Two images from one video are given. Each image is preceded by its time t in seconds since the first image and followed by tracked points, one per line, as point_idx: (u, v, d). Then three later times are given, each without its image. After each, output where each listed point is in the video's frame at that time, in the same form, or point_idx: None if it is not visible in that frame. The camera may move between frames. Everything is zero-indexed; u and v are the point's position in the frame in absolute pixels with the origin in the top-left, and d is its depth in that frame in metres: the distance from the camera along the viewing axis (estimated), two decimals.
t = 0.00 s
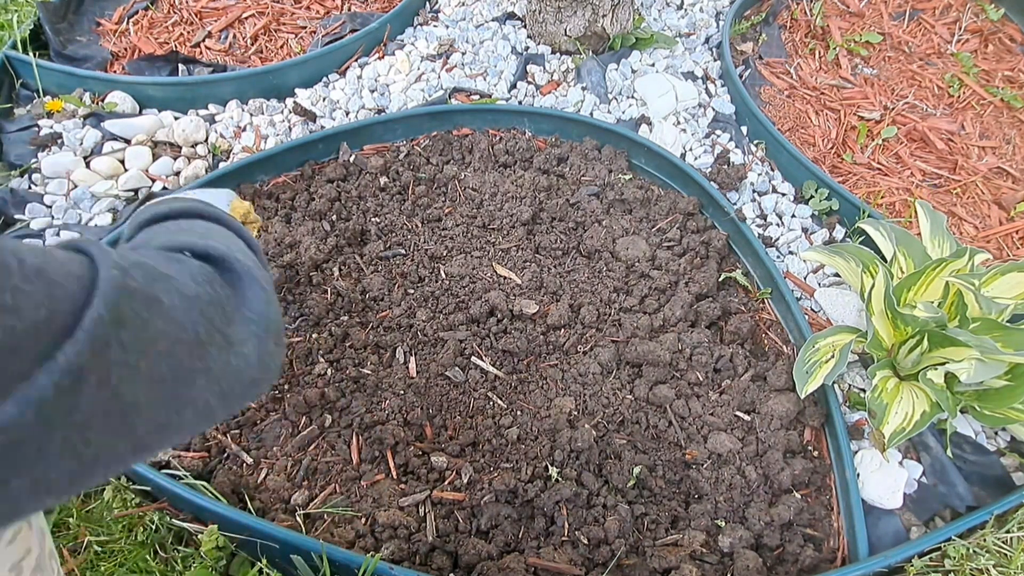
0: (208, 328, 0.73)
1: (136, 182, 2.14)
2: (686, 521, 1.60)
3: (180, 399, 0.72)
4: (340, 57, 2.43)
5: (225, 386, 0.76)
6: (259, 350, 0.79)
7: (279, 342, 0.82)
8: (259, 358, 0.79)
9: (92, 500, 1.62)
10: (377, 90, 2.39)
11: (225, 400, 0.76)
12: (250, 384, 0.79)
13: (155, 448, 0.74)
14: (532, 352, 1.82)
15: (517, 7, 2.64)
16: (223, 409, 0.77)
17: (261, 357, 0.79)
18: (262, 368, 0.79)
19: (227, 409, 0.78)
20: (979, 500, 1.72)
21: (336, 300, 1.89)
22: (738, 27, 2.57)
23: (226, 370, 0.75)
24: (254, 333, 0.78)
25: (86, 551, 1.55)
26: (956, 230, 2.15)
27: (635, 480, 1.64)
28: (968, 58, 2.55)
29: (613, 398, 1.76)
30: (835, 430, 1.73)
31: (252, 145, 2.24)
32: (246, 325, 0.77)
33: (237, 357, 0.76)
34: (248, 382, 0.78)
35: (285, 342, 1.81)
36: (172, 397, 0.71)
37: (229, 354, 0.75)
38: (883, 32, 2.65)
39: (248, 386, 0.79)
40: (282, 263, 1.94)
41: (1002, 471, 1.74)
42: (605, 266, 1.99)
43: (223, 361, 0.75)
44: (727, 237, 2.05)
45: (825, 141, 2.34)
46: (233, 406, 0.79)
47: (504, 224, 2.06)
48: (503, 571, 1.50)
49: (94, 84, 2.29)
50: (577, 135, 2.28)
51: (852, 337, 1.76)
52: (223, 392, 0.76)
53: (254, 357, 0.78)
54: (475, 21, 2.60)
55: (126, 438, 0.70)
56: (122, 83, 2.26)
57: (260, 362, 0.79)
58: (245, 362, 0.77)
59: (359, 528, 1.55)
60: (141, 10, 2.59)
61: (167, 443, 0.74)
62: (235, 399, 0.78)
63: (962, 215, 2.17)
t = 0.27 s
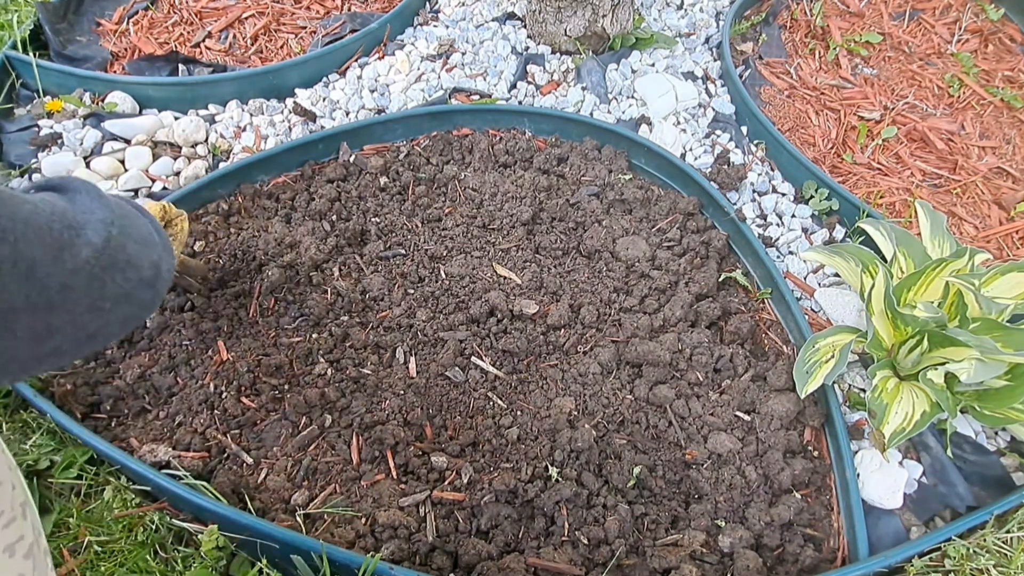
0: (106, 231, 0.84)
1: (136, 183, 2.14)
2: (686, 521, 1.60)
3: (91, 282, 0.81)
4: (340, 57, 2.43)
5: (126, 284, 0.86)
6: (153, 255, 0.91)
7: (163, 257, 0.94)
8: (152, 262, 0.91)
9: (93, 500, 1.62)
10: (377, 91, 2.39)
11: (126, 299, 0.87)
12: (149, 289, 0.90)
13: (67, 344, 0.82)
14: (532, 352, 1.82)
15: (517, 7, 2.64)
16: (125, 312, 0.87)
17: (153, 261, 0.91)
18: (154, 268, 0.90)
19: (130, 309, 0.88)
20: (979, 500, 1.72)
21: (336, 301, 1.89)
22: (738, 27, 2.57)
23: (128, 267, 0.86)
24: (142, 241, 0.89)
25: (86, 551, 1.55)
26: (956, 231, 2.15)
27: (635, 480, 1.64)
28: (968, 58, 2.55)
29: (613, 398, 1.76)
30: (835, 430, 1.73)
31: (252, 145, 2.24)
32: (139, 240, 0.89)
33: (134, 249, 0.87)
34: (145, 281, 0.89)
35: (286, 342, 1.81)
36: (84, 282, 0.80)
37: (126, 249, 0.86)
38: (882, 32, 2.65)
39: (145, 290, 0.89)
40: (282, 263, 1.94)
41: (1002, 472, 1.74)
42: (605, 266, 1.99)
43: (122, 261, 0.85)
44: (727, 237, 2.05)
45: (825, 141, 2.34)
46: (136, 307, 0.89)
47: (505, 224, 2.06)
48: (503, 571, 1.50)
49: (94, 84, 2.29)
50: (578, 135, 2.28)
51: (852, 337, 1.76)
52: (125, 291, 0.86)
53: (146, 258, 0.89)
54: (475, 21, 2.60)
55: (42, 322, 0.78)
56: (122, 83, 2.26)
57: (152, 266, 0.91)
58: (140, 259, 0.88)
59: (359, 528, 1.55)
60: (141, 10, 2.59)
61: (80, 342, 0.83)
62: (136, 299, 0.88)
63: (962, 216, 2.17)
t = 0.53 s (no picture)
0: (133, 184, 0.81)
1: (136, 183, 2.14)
2: (686, 521, 1.60)
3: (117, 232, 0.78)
4: (340, 57, 2.43)
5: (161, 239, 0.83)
6: (185, 214, 0.88)
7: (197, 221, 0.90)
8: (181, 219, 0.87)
9: (93, 500, 1.62)
10: (378, 91, 2.39)
11: (162, 256, 0.83)
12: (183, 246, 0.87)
13: (100, 298, 0.79)
14: (532, 352, 1.82)
15: (517, 7, 2.64)
16: (164, 270, 0.84)
17: (188, 221, 0.87)
18: (189, 227, 0.87)
19: (167, 268, 0.85)
20: (979, 500, 1.72)
21: (336, 301, 1.89)
22: (738, 27, 2.57)
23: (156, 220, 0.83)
24: (172, 202, 0.87)
25: (86, 551, 1.55)
26: (956, 231, 2.15)
27: (635, 480, 1.64)
28: (968, 58, 2.55)
29: (613, 398, 1.76)
30: (835, 430, 1.73)
31: (252, 145, 2.24)
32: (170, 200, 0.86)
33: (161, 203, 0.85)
34: (180, 239, 0.85)
35: (286, 342, 1.81)
36: (110, 230, 0.77)
37: (157, 204, 0.83)
38: (882, 32, 2.65)
39: (184, 250, 0.86)
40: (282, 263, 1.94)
41: (1002, 472, 1.74)
42: (605, 266, 1.99)
43: (154, 215, 0.82)
44: (727, 237, 2.05)
45: (826, 141, 2.34)
46: (176, 268, 0.86)
47: (504, 224, 2.06)
48: (503, 571, 1.50)
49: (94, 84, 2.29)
50: (578, 135, 2.28)
51: (852, 337, 1.76)
52: (159, 245, 0.83)
53: (180, 217, 0.86)
54: (475, 21, 2.60)
55: (71, 271, 0.75)
56: (122, 83, 2.27)
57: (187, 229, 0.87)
58: (173, 216, 0.85)
59: (359, 528, 1.55)
60: (141, 10, 2.59)
61: (115, 297, 0.81)
62: (174, 259, 0.85)
63: (962, 216, 2.17)
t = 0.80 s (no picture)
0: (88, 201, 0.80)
1: (136, 183, 2.14)
2: (686, 522, 1.60)
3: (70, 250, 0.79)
4: (340, 57, 2.43)
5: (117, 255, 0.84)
6: (143, 226, 0.87)
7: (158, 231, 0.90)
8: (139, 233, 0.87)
9: (93, 500, 1.62)
10: (378, 91, 2.39)
11: (117, 270, 0.84)
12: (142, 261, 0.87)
13: (58, 311, 0.81)
14: (532, 352, 1.82)
15: (517, 7, 2.64)
16: (121, 284, 0.85)
17: (145, 233, 0.87)
18: (147, 239, 0.87)
19: (124, 282, 0.85)
20: (979, 500, 1.72)
21: (336, 301, 1.89)
22: (738, 27, 2.57)
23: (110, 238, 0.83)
24: (128, 213, 0.86)
25: (86, 551, 1.55)
26: (956, 231, 2.15)
27: (635, 480, 1.64)
28: (968, 58, 2.55)
29: (613, 398, 1.76)
30: (835, 430, 1.73)
31: (252, 145, 2.24)
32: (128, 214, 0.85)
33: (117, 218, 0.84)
34: (135, 253, 0.85)
35: (286, 342, 1.81)
36: (68, 246, 0.78)
37: (114, 217, 0.83)
38: (883, 32, 2.65)
39: (140, 264, 0.86)
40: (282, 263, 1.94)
41: (1002, 472, 1.74)
42: (605, 266, 1.99)
43: (109, 229, 0.82)
44: (727, 237, 2.05)
45: (826, 141, 2.34)
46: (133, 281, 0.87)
47: (505, 224, 2.06)
48: (503, 571, 1.50)
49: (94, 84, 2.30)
50: (578, 135, 2.28)
51: (853, 337, 1.76)
52: (113, 260, 0.83)
53: (135, 230, 0.86)
54: (475, 21, 2.60)
55: (30, 289, 0.77)
56: (123, 84, 2.27)
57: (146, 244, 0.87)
58: (129, 230, 0.85)
59: (359, 528, 1.55)
60: (141, 10, 2.59)
61: (72, 310, 0.82)
62: (132, 273, 0.86)
63: (962, 216, 2.17)
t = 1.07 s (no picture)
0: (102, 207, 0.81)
1: (137, 183, 2.15)
2: (687, 522, 1.60)
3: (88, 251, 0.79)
4: (340, 57, 2.42)
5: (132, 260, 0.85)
6: (157, 228, 0.89)
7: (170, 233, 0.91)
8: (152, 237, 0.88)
9: (93, 500, 1.62)
10: (378, 91, 2.39)
11: (127, 271, 0.85)
12: (157, 264, 0.89)
13: (67, 315, 0.82)
14: (532, 352, 1.82)
15: (517, 7, 2.64)
16: (132, 286, 0.86)
17: (158, 234, 0.88)
18: (158, 241, 0.88)
19: (136, 286, 0.87)
20: (979, 500, 1.72)
21: (336, 301, 1.89)
22: (738, 27, 2.57)
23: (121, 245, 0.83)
24: (142, 215, 0.87)
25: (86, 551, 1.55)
26: (956, 231, 2.15)
27: (635, 480, 1.64)
28: (968, 58, 2.55)
29: (613, 398, 1.76)
30: (835, 430, 1.74)
31: (252, 145, 2.24)
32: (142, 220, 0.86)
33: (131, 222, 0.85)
34: (148, 254, 0.87)
35: (286, 342, 1.81)
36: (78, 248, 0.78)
37: (126, 218, 0.84)
38: (882, 32, 2.65)
39: (152, 265, 0.88)
40: (282, 263, 1.94)
41: (1002, 472, 1.74)
42: (605, 266, 1.99)
43: (121, 231, 0.83)
44: (727, 237, 2.05)
45: (826, 141, 2.34)
46: (145, 283, 0.88)
47: (505, 224, 2.06)
48: (503, 571, 1.50)
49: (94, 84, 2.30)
50: (578, 135, 2.28)
51: (853, 337, 1.76)
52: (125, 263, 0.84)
53: (148, 232, 0.87)
54: (476, 21, 2.61)
55: (33, 289, 0.77)
56: (123, 84, 2.27)
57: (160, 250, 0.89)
58: (141, 232, 0.86)
59: (359, 528, 1.55)
60: (141, 10, 2.59)
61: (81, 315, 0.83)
62: (142, 274, 0.87)
63: (962, 216, 2.18)
